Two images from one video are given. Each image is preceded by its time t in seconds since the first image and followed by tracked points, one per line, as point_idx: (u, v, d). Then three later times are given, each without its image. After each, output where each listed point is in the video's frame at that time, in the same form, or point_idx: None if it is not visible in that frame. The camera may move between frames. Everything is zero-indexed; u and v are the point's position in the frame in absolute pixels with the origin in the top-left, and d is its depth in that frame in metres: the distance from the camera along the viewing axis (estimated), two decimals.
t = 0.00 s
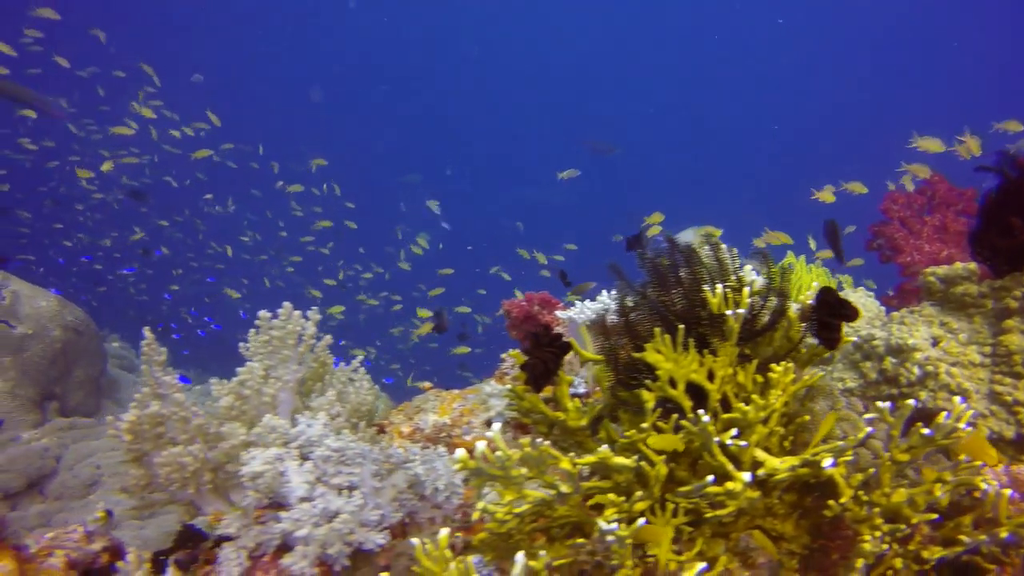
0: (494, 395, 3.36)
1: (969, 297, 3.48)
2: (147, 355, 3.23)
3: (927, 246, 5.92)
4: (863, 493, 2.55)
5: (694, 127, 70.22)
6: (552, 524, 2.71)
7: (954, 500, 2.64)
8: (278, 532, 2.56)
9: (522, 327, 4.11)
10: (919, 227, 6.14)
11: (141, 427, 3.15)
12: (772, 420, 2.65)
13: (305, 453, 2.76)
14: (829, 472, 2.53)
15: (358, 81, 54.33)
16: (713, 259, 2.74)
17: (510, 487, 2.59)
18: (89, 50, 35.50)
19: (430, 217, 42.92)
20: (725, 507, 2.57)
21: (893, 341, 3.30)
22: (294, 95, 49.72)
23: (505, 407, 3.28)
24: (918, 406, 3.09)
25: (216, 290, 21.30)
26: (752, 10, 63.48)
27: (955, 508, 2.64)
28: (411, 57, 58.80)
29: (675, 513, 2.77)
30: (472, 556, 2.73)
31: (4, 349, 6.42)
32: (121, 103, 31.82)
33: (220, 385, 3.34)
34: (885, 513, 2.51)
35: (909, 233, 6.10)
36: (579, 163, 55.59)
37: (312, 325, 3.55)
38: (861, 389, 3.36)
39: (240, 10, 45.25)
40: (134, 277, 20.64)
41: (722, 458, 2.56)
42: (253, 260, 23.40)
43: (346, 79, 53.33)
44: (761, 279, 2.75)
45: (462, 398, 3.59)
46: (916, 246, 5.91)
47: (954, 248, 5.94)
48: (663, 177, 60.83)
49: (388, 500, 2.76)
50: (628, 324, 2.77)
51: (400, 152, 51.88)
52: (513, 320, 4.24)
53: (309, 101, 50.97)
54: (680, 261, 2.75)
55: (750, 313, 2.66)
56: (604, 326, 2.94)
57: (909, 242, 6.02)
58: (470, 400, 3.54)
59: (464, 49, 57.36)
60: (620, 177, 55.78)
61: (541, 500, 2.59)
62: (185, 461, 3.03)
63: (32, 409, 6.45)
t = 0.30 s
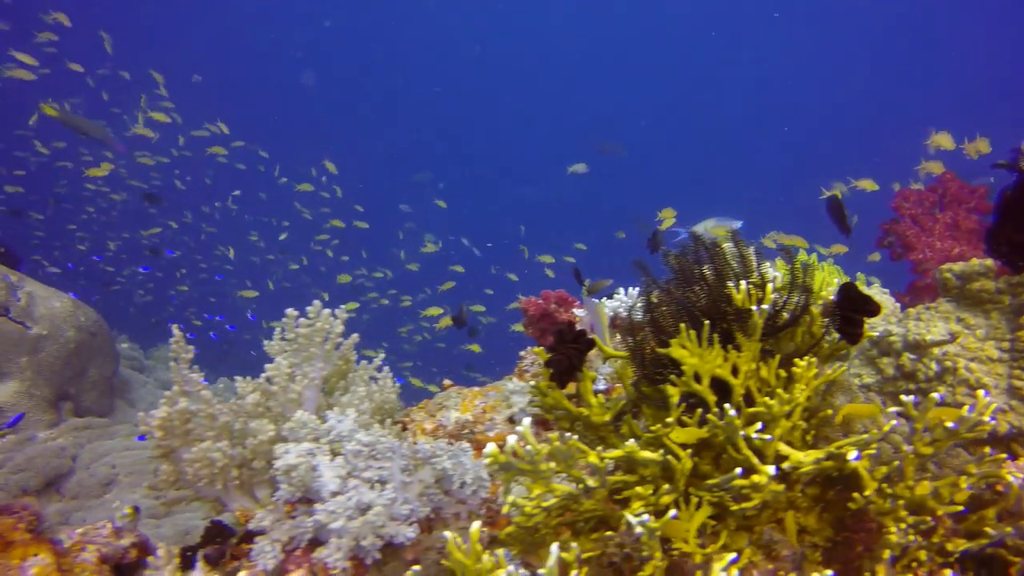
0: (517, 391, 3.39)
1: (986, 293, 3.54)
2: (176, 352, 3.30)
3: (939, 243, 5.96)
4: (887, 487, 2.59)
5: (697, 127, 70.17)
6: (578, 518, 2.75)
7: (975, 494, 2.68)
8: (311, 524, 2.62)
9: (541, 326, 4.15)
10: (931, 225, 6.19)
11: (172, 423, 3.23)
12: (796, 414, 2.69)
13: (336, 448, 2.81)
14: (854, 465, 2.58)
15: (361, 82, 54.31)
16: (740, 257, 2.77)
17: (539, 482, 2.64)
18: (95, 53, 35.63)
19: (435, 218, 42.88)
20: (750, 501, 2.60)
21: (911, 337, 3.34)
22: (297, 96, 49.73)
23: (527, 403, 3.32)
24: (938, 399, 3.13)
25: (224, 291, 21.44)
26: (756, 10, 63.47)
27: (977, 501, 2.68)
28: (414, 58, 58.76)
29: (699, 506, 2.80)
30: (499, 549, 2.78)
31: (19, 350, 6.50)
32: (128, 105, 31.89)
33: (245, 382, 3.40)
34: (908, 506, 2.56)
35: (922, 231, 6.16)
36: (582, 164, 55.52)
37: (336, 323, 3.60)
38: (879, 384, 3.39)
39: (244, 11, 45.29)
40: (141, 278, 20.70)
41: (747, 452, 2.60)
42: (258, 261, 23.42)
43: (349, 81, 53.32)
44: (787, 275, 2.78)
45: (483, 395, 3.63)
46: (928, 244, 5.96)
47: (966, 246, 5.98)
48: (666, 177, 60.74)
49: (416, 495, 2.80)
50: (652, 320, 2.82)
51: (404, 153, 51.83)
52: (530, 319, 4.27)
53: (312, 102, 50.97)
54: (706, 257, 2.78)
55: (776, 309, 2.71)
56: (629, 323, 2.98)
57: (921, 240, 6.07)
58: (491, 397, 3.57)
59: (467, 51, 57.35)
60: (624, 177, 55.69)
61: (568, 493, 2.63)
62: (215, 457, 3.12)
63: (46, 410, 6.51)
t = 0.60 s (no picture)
0: (544, 381, 3.45)
1: (1006, 284, 3.63)
2: (210, 344, 3.39)
3: (953, 236, 6.01)
4: (913, 470, 2.65)
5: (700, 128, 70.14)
6: (609, 504, 2.78)
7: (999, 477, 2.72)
8: (350, 506, 2.70)
9: (563, 321, 4.27)
10: (945, 218, 6.25)
11: (208, 412, 3.32)
12: (823, 401, 2.73)
13: (372, 436, 2.90)
14: (881, 449, 2.64)
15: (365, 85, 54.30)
16: (769, 245, 2.83)
17: (573, 468, 2.70)
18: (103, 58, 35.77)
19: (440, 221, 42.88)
20: (779, 485, 2.64)
21: (931, 327, 3.41)
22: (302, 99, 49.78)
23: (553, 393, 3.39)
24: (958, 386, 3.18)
25: (233, 291, 21.59)
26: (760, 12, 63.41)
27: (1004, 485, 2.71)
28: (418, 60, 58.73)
29: (727, 493, 2.85)
30: (532, 534, 2.83)
31: (38, 348, 6.54)
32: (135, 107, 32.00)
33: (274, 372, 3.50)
34: (936, 489, 2.60)
35: (935, 223, 6.23)
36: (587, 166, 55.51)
37: (367, 315, 3.70)
38: (899, 373, 3.44)
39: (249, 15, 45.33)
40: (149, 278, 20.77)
41: (776, 438, 2.65)
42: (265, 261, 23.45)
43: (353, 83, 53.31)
44: (815, 264, 2.84)
45: (508, 386, 3.70)
46: (942, 237, 6.02)
47: (980, 238, 6.03)
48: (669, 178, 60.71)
49: (448, 482, 2.85)
50: (681, 309, 2.89)
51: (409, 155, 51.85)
52: (552, 313, 4.41)
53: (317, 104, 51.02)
54: (736, 246, 2.84)
55: (804, 298, 2.76)
56: (658, 313, 3.05)
57: (935, 232, 6.14)
58: (518, 388, 3.64)
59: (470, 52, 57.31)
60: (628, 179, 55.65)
61: (601, 479, 2.66)
62: (250, 444, 3.23)
63: (64, 406, 6.57)
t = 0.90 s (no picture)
0: (565, 372, 3.50)
1: (1023, 281, 3.66)
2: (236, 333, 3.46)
3: (967, 235, 6.06)
4: (934, 460, 2.68)
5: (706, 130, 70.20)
6: (631, 492, 2.81)
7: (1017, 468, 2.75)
8: (377, 492, 2.75)
9: (581, 317, 4.40)
10: (958, 217, 6.30)
11: (233, 399, 3.39)
12: (845, 392, 2.76)
13: (398, 423, 2.94)
14: (902, 440, 2.67)
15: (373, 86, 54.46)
16: (793, 238, 2.88)
17: (598, 457, 2.74)
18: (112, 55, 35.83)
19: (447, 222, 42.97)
20: (802, 474, 2.67)
21: (949, 322, 3.44)
22: (311, 99, 49.97)
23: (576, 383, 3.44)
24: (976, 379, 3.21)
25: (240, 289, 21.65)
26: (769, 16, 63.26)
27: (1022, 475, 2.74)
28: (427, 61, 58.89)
29: (747, 483, 2.89)
30: (556, 522, 2.87)
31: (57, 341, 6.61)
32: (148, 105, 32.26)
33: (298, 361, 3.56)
34: (957, 479, 2.62)
35: (948, 222, 6.28)
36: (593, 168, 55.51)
37: (392, 306, 3.77)
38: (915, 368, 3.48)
39: (258, 15, 45.56)
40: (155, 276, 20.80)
41: (799, 426, 2.68)
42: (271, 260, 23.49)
43: (361, 84, 53.44)
44: (838, 258, 2.89)
45: (530, 377, 3.74)
46: (955, 235, 6.08)
47: (994, 236, 6.07)
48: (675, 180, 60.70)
49: (473, 470, 2.91)
50: (705, 301, 2.95)
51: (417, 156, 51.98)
52: (569, 309, 4.52)
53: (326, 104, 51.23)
54: (761, 237, 2.88)
55: (828, 289, 2.81)
56: (682, 304, 3.11)
57: (948, 231, 6.19)
58: (539, 378, 3.69)
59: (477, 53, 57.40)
60: (635, 181, 55.55)
61: (625, 467, 2.70)
62: (275, 432, 3.31)
63: (83, 399, 6.65)
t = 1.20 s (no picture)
0: (587, 363, 3.59)
1: None
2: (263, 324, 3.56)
3: (979, 228, 6.08)
4: (953, 445, 2.71)
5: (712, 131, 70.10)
6: (654, 479, 2.84)
7: None
8: (405, 477, 2.80)
9: (597, 311, 4.62)
10: (970, 210, 6.32)
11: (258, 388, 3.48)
12: (864, 379, 2.80)
13: (424, 411, 3.00)
14: (921, 424, 2.70)
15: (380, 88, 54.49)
16: (815, 226, 2.95)
17: (622, 443, 2.79)
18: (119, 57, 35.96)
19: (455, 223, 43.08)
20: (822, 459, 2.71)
21: (965, 312, 3.48)
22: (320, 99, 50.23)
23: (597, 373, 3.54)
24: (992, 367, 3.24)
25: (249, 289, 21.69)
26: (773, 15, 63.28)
27: None
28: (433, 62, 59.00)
29: (768, 469, 2.93)
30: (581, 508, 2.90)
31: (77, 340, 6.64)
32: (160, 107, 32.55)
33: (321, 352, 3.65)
34: (975, 463, 2.65)
35: (961, 216, 6.29)
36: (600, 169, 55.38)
37: (416, 298, 3.85)
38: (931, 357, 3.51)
39: (266, 17, 45.80)
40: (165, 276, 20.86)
41: (819, 412, 2.71)
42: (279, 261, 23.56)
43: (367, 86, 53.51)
44: (860, 248, 2.94)
45: (550, 368, 3.81)
46: (968, 228, 6.09)
47: (1006, 230, 6.09)
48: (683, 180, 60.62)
49: (498, 457, 2.96)
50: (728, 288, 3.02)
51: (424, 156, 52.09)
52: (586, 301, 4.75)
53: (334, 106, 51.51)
54: (783, 227, 2.94)
55: (849, 277, 2.87)
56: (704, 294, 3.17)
57: (961, 224, 6.20)
58: (559, 369, 3.78)
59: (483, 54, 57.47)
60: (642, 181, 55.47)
61: (648, 454, 2.75)
62: (302, 421, 3.40)
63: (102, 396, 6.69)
